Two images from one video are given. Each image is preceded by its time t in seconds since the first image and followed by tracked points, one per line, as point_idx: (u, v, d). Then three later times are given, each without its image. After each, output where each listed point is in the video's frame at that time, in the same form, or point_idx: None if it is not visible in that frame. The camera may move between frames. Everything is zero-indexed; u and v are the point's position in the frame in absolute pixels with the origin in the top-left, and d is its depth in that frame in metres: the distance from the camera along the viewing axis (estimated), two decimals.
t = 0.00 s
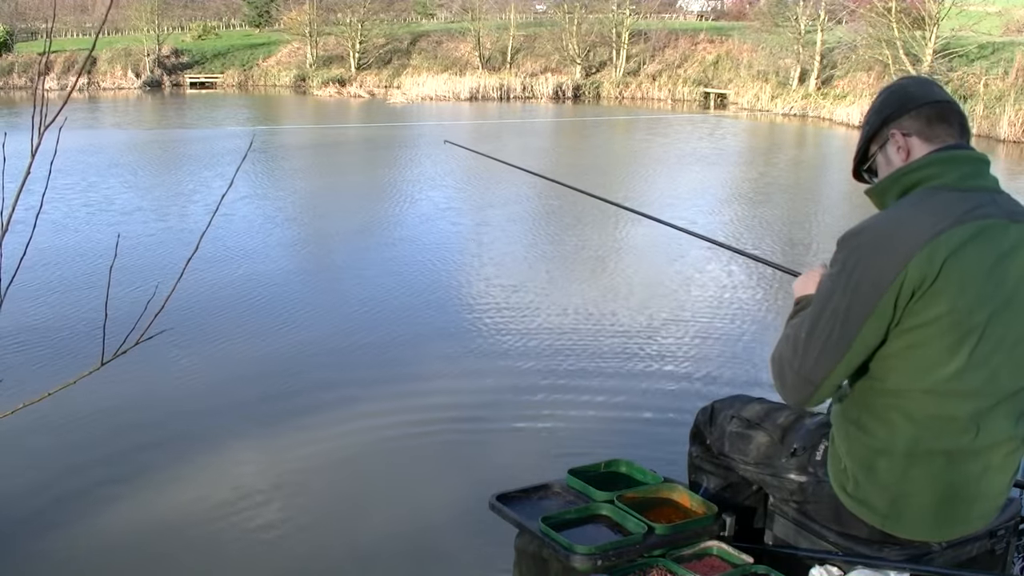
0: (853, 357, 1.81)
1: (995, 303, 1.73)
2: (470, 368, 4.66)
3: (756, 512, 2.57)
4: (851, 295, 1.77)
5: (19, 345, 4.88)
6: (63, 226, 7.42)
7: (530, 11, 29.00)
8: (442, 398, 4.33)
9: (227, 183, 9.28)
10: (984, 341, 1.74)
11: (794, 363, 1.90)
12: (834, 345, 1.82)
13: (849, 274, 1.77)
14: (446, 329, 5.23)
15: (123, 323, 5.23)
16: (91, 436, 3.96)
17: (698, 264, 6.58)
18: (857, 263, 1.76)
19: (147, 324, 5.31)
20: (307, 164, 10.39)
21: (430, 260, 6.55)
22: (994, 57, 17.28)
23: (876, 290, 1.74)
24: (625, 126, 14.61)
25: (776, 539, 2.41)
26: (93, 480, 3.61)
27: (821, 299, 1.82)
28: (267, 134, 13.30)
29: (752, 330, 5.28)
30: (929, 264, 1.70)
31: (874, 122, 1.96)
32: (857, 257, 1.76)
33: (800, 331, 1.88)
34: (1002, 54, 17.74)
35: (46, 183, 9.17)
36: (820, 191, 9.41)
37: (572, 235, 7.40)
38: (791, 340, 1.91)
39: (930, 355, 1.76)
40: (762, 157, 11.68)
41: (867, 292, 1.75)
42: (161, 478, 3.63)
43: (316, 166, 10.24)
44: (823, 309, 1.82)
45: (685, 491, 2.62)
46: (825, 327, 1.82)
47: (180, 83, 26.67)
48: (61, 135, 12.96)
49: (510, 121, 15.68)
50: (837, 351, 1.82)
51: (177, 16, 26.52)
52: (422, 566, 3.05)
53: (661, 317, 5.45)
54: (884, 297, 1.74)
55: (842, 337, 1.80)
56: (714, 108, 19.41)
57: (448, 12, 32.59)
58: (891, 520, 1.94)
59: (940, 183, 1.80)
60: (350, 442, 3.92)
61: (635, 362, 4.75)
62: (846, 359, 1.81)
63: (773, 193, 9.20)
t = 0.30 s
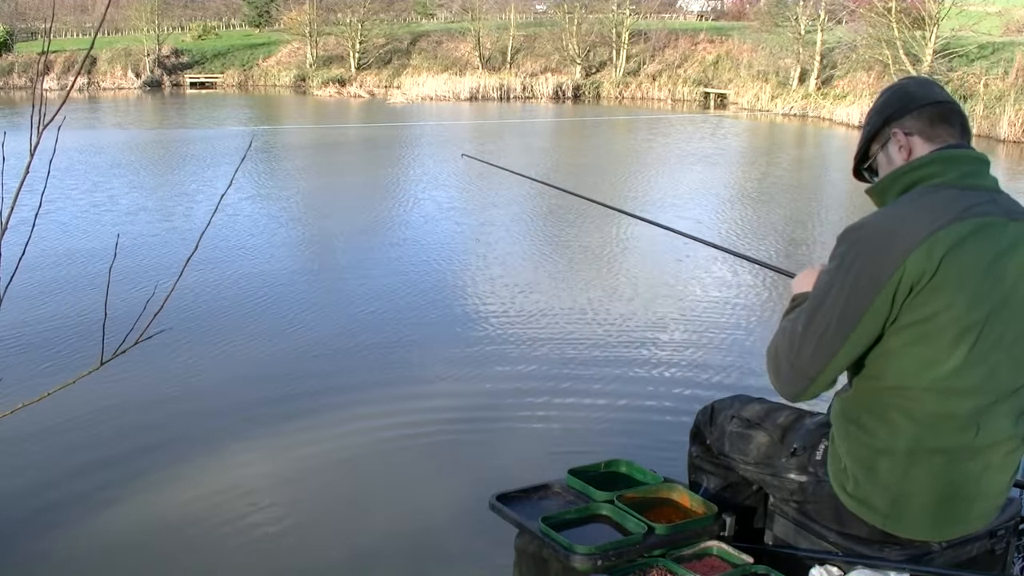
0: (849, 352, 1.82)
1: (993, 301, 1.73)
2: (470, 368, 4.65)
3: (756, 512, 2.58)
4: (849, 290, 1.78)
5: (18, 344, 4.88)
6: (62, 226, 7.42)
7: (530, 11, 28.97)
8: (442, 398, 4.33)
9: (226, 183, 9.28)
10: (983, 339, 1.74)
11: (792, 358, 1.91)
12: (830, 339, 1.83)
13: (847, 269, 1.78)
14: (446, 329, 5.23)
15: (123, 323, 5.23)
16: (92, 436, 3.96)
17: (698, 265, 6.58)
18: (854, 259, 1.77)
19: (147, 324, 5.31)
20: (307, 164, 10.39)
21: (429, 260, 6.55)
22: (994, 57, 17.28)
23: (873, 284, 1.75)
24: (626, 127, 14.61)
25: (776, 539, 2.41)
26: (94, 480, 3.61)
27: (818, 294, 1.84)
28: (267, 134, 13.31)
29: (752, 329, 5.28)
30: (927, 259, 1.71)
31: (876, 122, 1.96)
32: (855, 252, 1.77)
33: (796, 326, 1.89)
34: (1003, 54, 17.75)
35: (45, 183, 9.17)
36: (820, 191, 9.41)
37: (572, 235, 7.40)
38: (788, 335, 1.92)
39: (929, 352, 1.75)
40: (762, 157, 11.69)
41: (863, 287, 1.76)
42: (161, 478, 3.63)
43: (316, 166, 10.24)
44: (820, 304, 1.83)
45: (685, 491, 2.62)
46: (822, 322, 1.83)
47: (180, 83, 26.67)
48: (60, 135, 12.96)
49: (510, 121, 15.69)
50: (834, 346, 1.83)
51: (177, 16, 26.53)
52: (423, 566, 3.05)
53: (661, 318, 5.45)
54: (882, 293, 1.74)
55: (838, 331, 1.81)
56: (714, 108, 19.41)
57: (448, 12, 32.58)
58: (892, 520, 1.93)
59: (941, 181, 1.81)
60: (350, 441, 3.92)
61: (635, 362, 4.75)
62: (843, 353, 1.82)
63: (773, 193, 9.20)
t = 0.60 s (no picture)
0: (848, 349, 1.82)
1: (994, 299, 1.72)
2: (470, 368, 4.65)
3: (757, 512, 2.58)
4: (848, 288, 1.78)
5: (18, 344, 4.88)
6: (61, 226, 7.41)
7: (530, 11, 28.94)
8: (442, 398, 4.33)
9: (226, 184, 9.27)
10: (984, 338, 1.74)
11: (791, 355, 1.91)
12: (828, 336, 1.83)
13: (847, 266, 1.78)
14: (446, 329, 5.22)
15: (122, 323, 5.23)
16: (92, 436, 3.96)
17: (699, 265, 6.57)
18: (852, 256, 1.77)
19: (146, 324, 5.31)
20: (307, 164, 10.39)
21: (428, 261, 6.54)
22: (995, 58, 17.26)
23: (873, 282, 1.75)
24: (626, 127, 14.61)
25: (776, 539, 2.41)
26: (94, 480, 3.61)
27: (816, 290, 1.84)
28: (267, 134, 13.30)
29: (753, 329, 5.27)
30: (928, 256, 1.71)
31: (876, 121, 1.96)
32: (853, 249, 1.77)
33: (795, 323, 1.89)
34: (1003, 54, 17.74)
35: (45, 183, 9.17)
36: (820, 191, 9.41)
37: (572, 235, 7.38)
38: (786, 332, 1.92)
39: (930, 350, 1.75)
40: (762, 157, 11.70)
41: (863, 284, 1.76)
42: (161, 478, 3.62)
43: (315, 167, 10.23)
44: (818, 301, 1.83)
45: (685, 491, 2.62)
46: (821, 319, 1.83)
47: (180, 83, 26.67)
48: (60, 135, 12.95)
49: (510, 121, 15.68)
50: (832, 343, 1.83)
51: (177, 16, 26.53)
52: (423, 566, 3.05)
53: (661, 317, 5.44)
54: (881, 291, 1.74)
55: (837, 329, 1.81)
56: (714, 108, 19.41)
57: (448, 12, 32.57)
58: (893, 519, 1.93)
59: (941, 180, 1.81)
60: (350, 441, 3.91)
61: (636, 362, 4.75)
62: (841, 351, 1.83)
63: (773, 193, 9.19)
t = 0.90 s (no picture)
0: (847, 348, 1.82)
1: (993, 298, 1.72)
2: (470, 368, 4.65)
3: (757, 512, 2.58)
4: (847, 287, 1.78)
5: (17, 344, 4.88)
6: (61, 226, 7.41)
7: (530, 10, 28.92)
8: (441, 397, 4.32)
9: (226, 184, 9.27)
10: (983, 336, 1.73)
11: (791, 355, 1.91)
12: (827, 335, 1.84)
13: (847, 266, 1.78)
14: (446, 329, 5.21)
15: (122, 323, 5.23)
16: (92, 436, 3.96)
17: (699, 264, 6.56)
18: (852, 255, 1.78)
19: (146, 323, 5.32)
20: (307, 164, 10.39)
21: (428, 261, 6.53)
22: (995, 57, 17.25)
23: (872, 281, 1.75)
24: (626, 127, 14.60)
25: (776, 539, 2.41)
26: (94, 480, 3.61)
27: (816, 289, 1.84)
28: (267, 134, 13.30)
29: (753, 329, 5.27)
30: (927, 254, 1.71)
31: (877, 121, 1.96)
32: (852, 249, 1.78)
33: (794, 322, 1.90)
34: (1003, 54, 17.73)
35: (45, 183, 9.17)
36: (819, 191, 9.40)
37: (572, 235, 7.37)
38: (786, 331, 1.93)
39: (929, 349, 1.75)
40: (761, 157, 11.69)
41: (862, 283, 1.76)
42: (161, 478, 3.62)
43: (315, 167, 10.23)
44: (817, 300, 1.84)
45: (685, 492, 2.62)
46: (820, 318, 1.84)
47: (180, 83, 26.67)
48: (60, 135, 12.96)
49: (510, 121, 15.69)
50: (832, 342, 1.83)
51: (177, 16, 26.53)
52: (422, 566, 3.05)
53: (661, 317, 5.44)
54: (879, 290, 1.75)
55: (836, 328, 1.81)
56: (714, 108, 19.41)
57: (448, 12, 32.57)
58: (893, 519, 1.93)
59: (939, 180, 1.81)
60: (349, 441, 3.92)
61: (635, 362, 4.74)
62: (840, 350, 1.83)
63: (773, 193, 9.19)
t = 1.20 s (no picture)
0: (848, 346, 1.83)
1: (993, 297, 1.72)
2: (470, 368, 4.64)
3: (757, 512, 2.58)
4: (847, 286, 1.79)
5: (17, 344, 4.88)
6: (61, 226, 7.41)
7: (530, 10, 28.93)
8: (441, 397, 4.32)
9: (226, 184, 9.27)
10: (984, 334, 1.73)
11: (791, 354, 1.92)
12: (827, 333, 1.84)
13: (846, 264, 1.79)
14: (446, 328, 5.21)
15: (122, 323, 5.23)
16: (91, 436, 3.95)
17: (698, 264, 6.55)
18: (851, 254, 1.79)
19: (146, 323, 5.32)
20: (306, 164, 10.37)
21: (428, 261, 6.52)
22: (995, 57, 17.25)
23: (872, 278, 1.76)
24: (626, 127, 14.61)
25: (776, 539, 2.41)
26: (94, 480, 3.61)
27: (816, 288, 1.85)
28: (267, 134, 13.31)
29: (753, 329, 5.26)
30: (927, 252, 1.71)
31: (876, 121, 1.96)
32: (852, 247, 1.79)
33: (795, 320, 1.91)
34: (1003, 54, 17.73)
35: (45, 182, 9.17)
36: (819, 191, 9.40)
37: (572, 234, 7.37)
38: (786, 331, 1.93)
39: (929, 347, 1.75)
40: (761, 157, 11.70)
41: (862, 281, 1.77)
42: (161, 478, 3.62)
43: (315, 167, 10.22)
44: (817, 297, 1.85)
45: (685, 491, 2.61)
46: (820, 316, 1.85)
47: (180, 83, 26.69)
48: (60, 135, 12.96)
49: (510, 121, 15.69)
50: (831, 340, 1.84)
51: (177, 16, 26.53)
52: (422, 566, 3.04)
53: (660, 317, 5.43)
54: (879, 287, 1.75)
55: (836, 326, 1.82)
56: (714, 108, 19.42)
57: (448, 12, 32.57)
58: (893, 520, 1.92)
59: (937, 180, 1.81)
60: (350, 441, 3.91)
61: (635, 361, 4.74)
62: (840, 349, 1.83)
63: (773, 193, 9.19)
